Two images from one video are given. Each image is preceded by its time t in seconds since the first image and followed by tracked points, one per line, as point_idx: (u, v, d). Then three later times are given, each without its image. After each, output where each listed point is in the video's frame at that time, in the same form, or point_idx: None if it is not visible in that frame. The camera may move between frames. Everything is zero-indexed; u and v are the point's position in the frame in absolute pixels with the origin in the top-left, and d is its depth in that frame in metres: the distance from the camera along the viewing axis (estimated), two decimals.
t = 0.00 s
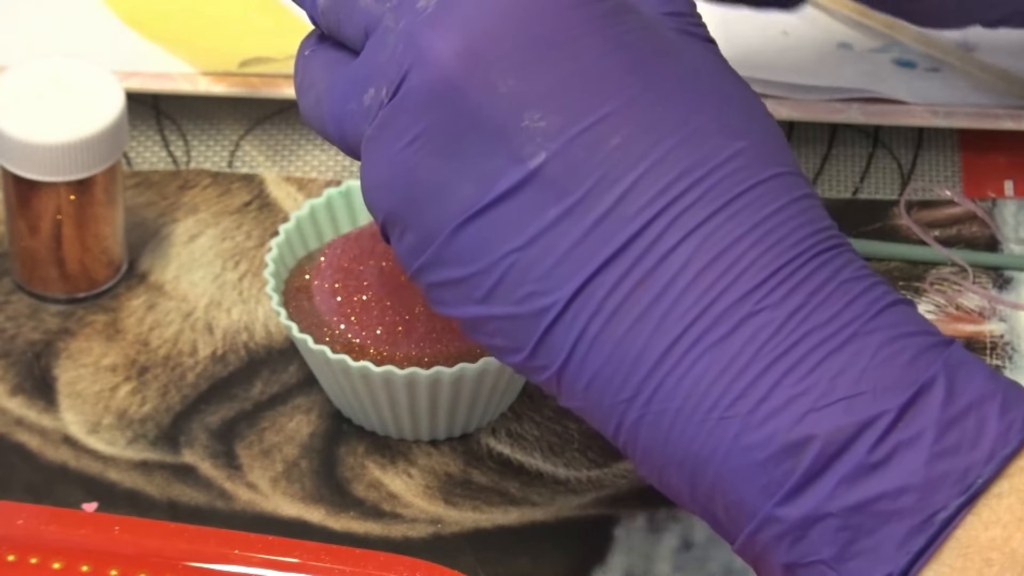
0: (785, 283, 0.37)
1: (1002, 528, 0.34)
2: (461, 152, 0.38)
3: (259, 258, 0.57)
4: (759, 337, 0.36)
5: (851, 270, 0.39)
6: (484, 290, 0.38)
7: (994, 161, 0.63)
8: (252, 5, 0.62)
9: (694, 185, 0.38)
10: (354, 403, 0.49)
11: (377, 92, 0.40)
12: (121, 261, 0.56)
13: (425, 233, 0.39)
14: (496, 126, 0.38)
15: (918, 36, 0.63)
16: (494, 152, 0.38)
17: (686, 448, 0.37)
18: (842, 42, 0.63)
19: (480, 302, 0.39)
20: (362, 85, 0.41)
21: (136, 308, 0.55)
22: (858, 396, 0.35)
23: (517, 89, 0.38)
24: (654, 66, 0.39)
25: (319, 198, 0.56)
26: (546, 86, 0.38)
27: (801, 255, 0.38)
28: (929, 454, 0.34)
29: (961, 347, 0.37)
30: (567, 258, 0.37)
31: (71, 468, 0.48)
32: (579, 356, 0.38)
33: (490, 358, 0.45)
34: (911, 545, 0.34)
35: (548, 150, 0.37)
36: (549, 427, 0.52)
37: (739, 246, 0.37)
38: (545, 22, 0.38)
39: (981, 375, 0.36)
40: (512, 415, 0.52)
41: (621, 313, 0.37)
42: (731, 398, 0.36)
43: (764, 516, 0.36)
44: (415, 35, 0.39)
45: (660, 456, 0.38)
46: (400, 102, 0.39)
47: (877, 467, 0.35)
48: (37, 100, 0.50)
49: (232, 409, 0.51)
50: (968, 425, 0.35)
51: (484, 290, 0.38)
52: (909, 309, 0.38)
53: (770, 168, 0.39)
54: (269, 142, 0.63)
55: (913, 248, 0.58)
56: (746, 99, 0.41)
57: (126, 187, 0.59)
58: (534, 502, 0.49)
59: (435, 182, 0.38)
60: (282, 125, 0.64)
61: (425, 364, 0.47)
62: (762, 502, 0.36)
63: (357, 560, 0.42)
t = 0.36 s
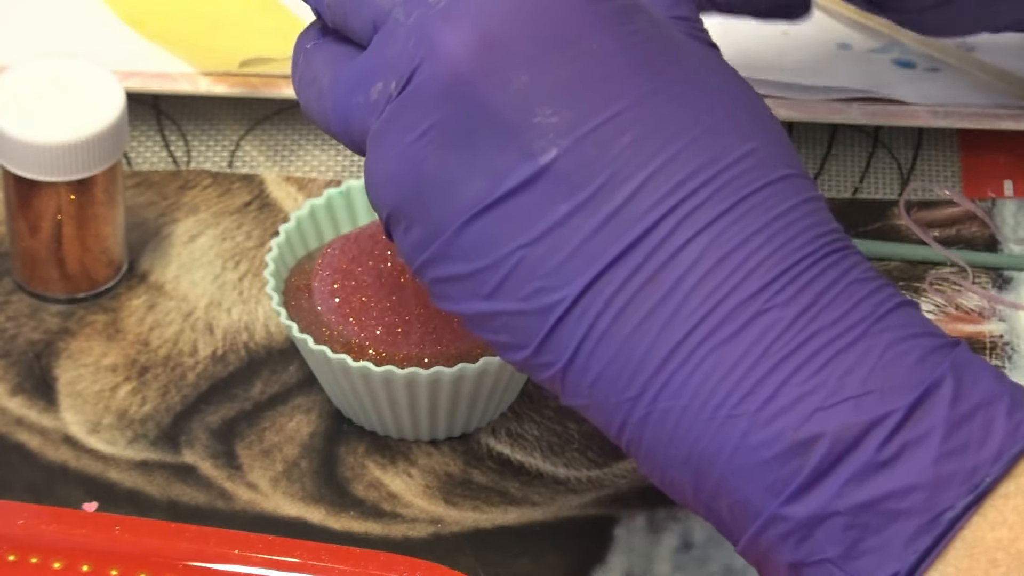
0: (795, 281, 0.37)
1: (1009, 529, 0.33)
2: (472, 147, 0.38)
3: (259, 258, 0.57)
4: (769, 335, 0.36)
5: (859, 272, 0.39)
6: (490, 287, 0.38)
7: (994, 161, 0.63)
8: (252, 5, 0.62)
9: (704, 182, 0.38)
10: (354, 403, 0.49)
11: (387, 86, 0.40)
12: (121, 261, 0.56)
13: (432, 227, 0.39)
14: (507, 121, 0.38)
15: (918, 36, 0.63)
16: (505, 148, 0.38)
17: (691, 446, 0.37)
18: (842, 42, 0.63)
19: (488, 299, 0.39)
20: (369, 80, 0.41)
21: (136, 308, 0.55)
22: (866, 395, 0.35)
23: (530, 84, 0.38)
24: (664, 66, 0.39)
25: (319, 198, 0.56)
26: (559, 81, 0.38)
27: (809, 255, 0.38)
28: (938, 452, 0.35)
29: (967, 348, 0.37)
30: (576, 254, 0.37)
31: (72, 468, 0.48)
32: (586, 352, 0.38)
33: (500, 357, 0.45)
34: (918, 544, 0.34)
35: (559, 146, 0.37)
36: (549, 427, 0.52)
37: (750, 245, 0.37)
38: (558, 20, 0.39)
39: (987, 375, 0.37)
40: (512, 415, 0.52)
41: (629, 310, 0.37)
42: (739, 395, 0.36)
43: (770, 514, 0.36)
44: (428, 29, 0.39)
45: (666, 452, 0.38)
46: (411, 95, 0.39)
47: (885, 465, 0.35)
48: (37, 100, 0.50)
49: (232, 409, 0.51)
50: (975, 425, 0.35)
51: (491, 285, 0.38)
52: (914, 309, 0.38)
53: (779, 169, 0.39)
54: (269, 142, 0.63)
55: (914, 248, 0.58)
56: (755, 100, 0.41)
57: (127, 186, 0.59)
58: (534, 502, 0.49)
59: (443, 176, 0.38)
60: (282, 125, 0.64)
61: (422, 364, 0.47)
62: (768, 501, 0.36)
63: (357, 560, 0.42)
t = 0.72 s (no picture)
0: (792, 271, 0.37)
1: (1006, 521, 0.33)
2: (468, 137, 0.38)
3: (259, 258, 0.57)
4: (766, 325, 0.36)
5: (856, 261, 0.39)
6: (487, 275, 0.38)
7: (994, 161, 0.63)
8: (252, 4, 0.62)
9: (702, 171, 0.38)
10: (353, 403, 0.49)
11: (382, 75, 0.40)
12: (121, 261, 0.56)
13: (429, 216, 0.39)
14: (503, 111, 0.38)
15: (917, 36, 0.63)
16: (501, 138, 0.38)
17: (689, 436, 0.37)
18: (842, 43, 0.63)
19: (484, 288, 0.39)
20: (367, 69, 0.41)
21: (136, 308, 0.55)
22: (863, 386, 0.35)
23: (526, 74, 0.38)
24: (660, 55, 0.39)
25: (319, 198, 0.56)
26: (554, 71, 0.38)
27: (807, 245, 0.38)
28: (935, 443, 0.34)
29: (964, 341, 0.37)
30: (571, 244, 0.37)
31: (72, 468, 0.48)
32: (582, 344, 0.38)
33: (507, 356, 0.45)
34: (915, 537, 0.34)
35: (555, 136, 0.37)
36: (549, 427, 0.52)
37: (746, 233, 0.37)
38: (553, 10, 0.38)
39: (985, 367, 0.36)
40: (512, 415, 0.52)
41: (625, 301, 0.37)
42: (735, 386, 0.36)
43: (766, 506, 0.36)
44: (423, 19, 0.39)
45: (662, 444, 0.38)
46: (406, 85, 0.39)
47: (882, 456, 0.35)
48: (37, 100, 0.50)
49: (232, 409, 0.51)
50: (973, 416, 0.35)
51: (490, 272, 0.38)
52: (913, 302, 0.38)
53: (777, 159, 0.39)
54: (269, 142, 0.63)
55: (913, 248, 0.58)
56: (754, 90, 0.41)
57: (127, 187, 0.60)
58: (534, 502, 0.49)
59: (439, 166, 0.38)
60: (283, 125, 0.64)
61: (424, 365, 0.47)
62: (765, 493, 0.36)
63: (358, 560, 0.42)
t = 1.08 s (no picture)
0: (785, 278, 0.37)
1: (1000, 529, 0.33)
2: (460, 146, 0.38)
3: (259, 258, 0.57)
4: (758, 335, 0.36)
5: (849, 268, 0.38)
6: (482, 283, 0.38)
7: (993, 162, 0.63)
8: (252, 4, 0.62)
9: (693, 179, 0.38)
10: (353, 402, 0.49)
11: (377, 83, 0.40)
12: (121, 261, 0.56)
13: (423, 224, 0.39)
14: (493, 121, 0.37)
15: (917, 37, 0.63)
16: (492, 147, 0.38)
17: (683, 444, 0.37)
18: (842, 43, 0.63)
19: (479, 295, 0.39)
20: (360, 76, 0.41)
21: (136, 308, 0.55)
22: (856, 395, 0.35)
23: (516, 83, 0.37)
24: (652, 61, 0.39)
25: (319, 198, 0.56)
26: (546, 79, 0.37)
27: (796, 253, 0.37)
28: (928, 453, 0.34)
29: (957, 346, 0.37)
30: (563, 253, 0.37)
31: (72, 468, 0.48)
32: (577, 350, 0.38)
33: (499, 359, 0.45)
34: (909, 545, 0.34)
35: (544, 145, 0.37)
36: (549, 427, 0.52)
37: (738, 241, 0.37)
38: (544, 16, 0.38)
39: (978, 373, 0.36)
40: (512, 415, 0.52)
41: (617, 311, 0.37)
42: (727, 396, 0.36)
43: (762, 515, 0.36)
44: (415, 28, 0.38)
45: (658, 451, 0.38)
46: (398, 93, 0.39)
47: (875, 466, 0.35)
48: (37, 100, 0.50)
49: (232, 409, 0.51)
50: (966, 424, 0.35)
51: (480, 284, 0.38)
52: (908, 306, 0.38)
53: (770, 163, 0.39)
54: (269, 142, 0.63)
55: (913, 248, 0.59)
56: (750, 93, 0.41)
57: (127, 187, 0.60)
58: (534, 502, 0.49)
59: (432, 174, 0.38)
60: (282, 125, 0.64)
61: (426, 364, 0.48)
62: (759, 502, 0.36)
63: (358, 560, 0.42)
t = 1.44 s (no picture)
0: (756, 304, 0.36)
1: (983, 551, 0.33)
2: (427, 186, 0.38)
3: (259, 258, 0.57)
4: (727, 367, 0.36)
5: (820, 289, 0.38)
6: (458, 322, 0.38)
7: (993, 162, 0.63)
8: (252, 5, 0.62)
9: (658, 209, 0.37)
10: (353, 402, 0.49)
11: (341, 125, 0.40)
12: (121, 261, 0.56)
13: (398, 263, 0.39)
14: (456, 161, 0.37)
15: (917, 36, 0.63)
16: (458, 186, 0.38)
17: (662, 475, 0.37)
18: (842, 43, 0.63)
19: (456, 334, 0.39)
20: (327, 116, 0.40)
21: (136, 308, 0.55)
22: (831, 424, 0.35)
23: (475, 121, 0.37)
24: (610, 86, 0.38)
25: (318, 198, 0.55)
26: (504, 115, 0.37)
27: (769, 277, 0.37)
28: (905, 479, 0.34)
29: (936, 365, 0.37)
30: (535, 287, 0.37)
31: (72, 468, 0.48)
32: (554, 387, 0.38)
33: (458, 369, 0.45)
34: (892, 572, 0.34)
35: (506, 183, 0.37)
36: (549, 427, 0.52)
37: (706, 269, 0.37)
38: (499, 48, 0.37)
39: (955, 394, 0.36)
40: (512, 415, 0.52)
41: (589, 345, 0.37)
42: (702, 430, 0.36)
43: (743, 545, 0.36)
44: (370, 70, 0.38)
45: (640, 480, 0.38)
46: (360, 139, 0.38)
47: (852, 495, 0.35)
48: (37, 100, 0.50)
49: (232, 409, 0.51)
50: (944, 446, 0.34)
51: (456, 322, 0.38)
52: (888, 323, 0.38)
53: (740, 180, 0.38)
54: (269, 142, 0.63)
55: (912, 248, 0.59)
56: (717, 109, 0.40)
57: (127, 187, 0.60)
58: (534, 502, 0.49)
59: (402, 216, 0.38)
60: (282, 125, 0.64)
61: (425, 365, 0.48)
62: (741, 532, 0.36)
63: (357, 560, 0.42)
